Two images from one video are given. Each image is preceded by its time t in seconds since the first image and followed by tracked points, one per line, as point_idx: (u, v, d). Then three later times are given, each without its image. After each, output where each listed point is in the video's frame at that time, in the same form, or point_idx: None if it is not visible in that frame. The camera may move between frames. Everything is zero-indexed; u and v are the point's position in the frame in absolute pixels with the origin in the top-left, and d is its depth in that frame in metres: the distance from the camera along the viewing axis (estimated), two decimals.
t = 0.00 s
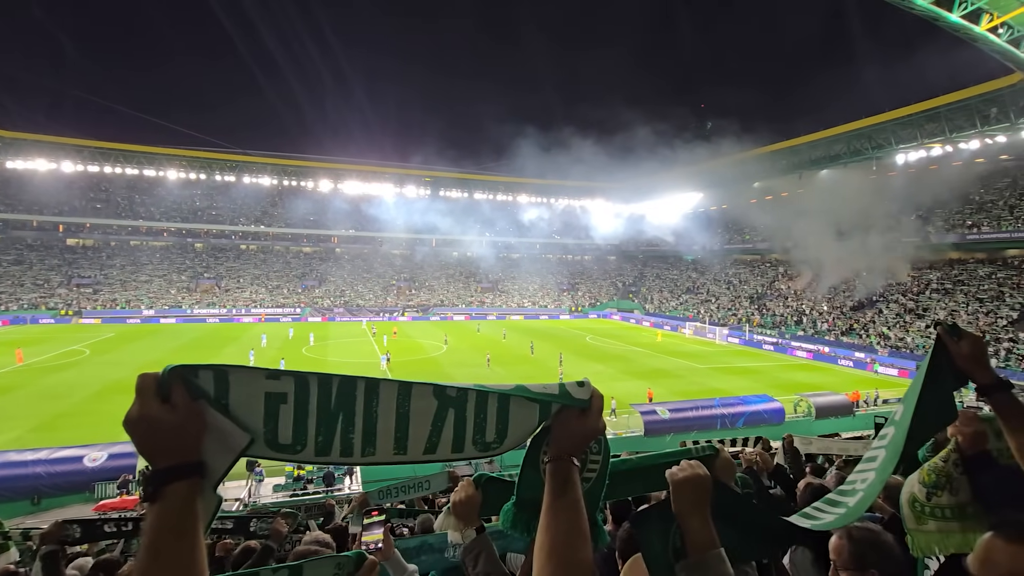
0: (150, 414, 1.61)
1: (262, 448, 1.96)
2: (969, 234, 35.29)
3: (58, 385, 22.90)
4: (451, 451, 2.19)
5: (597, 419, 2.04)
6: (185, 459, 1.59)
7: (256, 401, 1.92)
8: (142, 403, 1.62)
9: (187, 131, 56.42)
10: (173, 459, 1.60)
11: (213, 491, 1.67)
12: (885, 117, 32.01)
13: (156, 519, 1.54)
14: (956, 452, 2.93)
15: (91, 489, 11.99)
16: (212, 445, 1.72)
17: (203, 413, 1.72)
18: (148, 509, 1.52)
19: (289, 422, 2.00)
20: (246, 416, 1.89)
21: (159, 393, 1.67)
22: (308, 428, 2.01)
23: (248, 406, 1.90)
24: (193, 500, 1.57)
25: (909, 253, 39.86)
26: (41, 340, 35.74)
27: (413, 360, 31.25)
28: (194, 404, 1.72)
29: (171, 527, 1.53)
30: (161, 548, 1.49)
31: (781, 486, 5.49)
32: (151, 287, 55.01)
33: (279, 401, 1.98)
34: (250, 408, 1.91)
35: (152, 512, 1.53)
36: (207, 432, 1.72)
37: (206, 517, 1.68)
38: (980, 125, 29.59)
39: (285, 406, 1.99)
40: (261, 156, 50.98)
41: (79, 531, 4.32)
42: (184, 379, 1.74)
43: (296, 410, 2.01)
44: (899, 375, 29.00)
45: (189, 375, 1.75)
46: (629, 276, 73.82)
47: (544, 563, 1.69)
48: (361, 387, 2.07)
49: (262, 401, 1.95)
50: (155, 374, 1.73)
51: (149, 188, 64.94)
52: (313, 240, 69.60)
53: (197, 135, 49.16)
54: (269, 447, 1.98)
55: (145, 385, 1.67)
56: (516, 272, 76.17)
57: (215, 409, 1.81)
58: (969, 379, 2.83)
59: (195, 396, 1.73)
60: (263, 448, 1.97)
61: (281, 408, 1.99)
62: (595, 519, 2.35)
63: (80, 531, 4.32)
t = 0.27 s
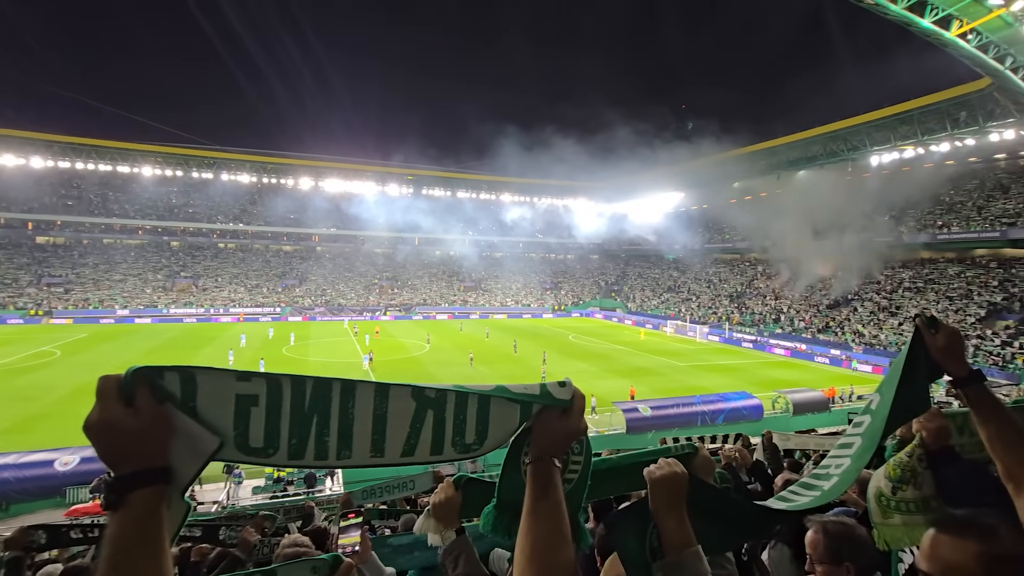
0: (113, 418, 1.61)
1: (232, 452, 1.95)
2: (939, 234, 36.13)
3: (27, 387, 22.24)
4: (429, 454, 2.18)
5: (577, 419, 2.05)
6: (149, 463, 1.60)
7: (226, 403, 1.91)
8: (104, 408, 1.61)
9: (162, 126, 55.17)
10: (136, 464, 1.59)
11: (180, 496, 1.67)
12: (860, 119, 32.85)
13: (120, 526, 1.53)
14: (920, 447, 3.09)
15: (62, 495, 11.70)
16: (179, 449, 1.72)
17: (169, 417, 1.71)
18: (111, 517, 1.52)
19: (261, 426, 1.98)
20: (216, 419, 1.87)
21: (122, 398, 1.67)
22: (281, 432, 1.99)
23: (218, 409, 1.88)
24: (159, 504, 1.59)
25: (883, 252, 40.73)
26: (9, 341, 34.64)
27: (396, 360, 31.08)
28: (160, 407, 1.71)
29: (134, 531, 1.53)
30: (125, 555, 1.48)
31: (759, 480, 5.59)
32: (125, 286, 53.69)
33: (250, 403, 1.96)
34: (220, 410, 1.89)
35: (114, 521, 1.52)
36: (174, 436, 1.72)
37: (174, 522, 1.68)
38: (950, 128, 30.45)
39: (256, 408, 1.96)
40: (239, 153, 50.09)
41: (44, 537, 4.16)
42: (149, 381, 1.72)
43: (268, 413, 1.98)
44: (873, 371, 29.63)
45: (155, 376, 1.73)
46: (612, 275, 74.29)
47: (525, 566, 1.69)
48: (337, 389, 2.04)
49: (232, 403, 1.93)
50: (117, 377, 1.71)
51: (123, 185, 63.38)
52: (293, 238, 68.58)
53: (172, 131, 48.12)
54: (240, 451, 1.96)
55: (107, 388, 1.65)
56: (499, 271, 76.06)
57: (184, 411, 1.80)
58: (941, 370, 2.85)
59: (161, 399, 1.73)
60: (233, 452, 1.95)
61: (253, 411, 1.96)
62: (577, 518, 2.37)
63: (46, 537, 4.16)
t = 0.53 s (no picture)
0: (75, 423, 1.58)
1: (203, 456, 1.92)
2: (913, 234, 37.02)
3: None
4: (410, 457, 2.16)
5: (559, 421, 2.05)
6: (116, 470, 1.60)
7: (197, 406, 1.87)
8: (66, 412, 1.58)
9: (137, 122, 53.93)
10: (100, 472, 1.58)
11: (146, 505, 1.66)
12: (837, 122, 33.67)
13: (83, 534, 1.53)
14: (893, 443, 3.21)
15: (33, 500, 11.39)
16: (145, 456, 1.71)
17: (135, 424, 1.69)
18: (73, 526, 1.51)
19: (234, 429, 1.94)
20: (187, 424, 1.84)
21: (86, 402, 1.64)
22: (255, 435, 1.95)
23: (188, 413, 1.85)
24: (124, 512, 1.57)
25: (858, 252, 41.57)
26: None
27: (378, 359, 30.88)
28: (126, 411, 1.69)
29: (97, 542, 1.53)
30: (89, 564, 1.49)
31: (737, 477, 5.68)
32: (99, 285, 52.34)
33: (222, 406, 1.92)
34: (190, 413, 1.85)
35: (78, 530, 1.52)
36: (141, 441, 1.70)
37: (142, 531, 1.68)
38: (923, 131, 31.26)
39: (229, 412, 1.92)
40: (217, 150, 49.14)
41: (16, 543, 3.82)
42: (115, 384, 1.69)
43: (241, 417, 1.94)
44: (848, 369, 30.30)
45: (120, 380, 1.70)
46: (595, 274, 74.69)
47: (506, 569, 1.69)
48: (313, 391, 2.01)
49: (203, 406, 1.89)
50: (80, 381, 1.69)
51: (96, 181, 61.77)
52: (274, 236, 67.60)
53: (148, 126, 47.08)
54: (212, 455, 1.93)
55: (69, 393, 1.62)
56: (483, 270, 75.92)
57: (151, 416, 1.77)
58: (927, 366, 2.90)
59: (127, 403, 1.70)
60: (204, 457, 1.92)
61: (225, 414, 1.92)
62: (559, 520, 2.38)
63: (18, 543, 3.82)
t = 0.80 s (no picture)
0: (38, 424, 1.56)
1: (175, 458, 1.90)
2: (890, 234, 37.76)
3: None
4: (390, 458, 2.16)
5: (543, 420, 2.06)
6: (82, 473, 1.59)
7: (168, 407, 1.86)
8: (30, 412, 1.56)
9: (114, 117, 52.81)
10: (66, 475, 1.56)
11: (114, 506, 1.64)
12: (818, 124, 34.42)
13: (47, 538, 1.50)
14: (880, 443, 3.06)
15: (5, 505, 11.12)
16: (115, 458, 1.69)
17: (103, 426, 1.68)
18: (36, 531, 1.48)
19: (207, 431, 1.92)
20: (157, 425, 1.83)
21: (50, 401, 1.62)
22: (229, 436, 1.93)
23: (159, 414, 1.84)
24: (90, 515, 1.56)
25: (837, 252, 42.28)
26: None
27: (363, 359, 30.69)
28: (93, 411, 1.68)
29: (63, 546, 1.50)
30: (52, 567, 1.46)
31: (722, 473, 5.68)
32: (75, 284, 51.15)
33: (195, 407, 1.91)
34: (161, 414, 1.84)
35: (41, 535, 1.48)
36: (110, 443, 1.69)
37: (108, 534, 1.66)
38: (900, 134, 31.95)
39: (202, 412, 1.91)
40: (198, 146, 48.35)
41: None
42: (83, 383, 1.67)
43: (215, 419, 1.92)
44: (828, 366, 30.83)
45: (87, 380, 1.69)
46: (580, 274, 74.99)
47: (488, 569, 1.68)
48: (290, 392, 2.00)
49: (175, 408, 1.88)
50: (44, 381, 1.66)
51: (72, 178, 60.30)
52: (256, 235, 66.73)
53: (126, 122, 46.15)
54: (183, 457, 1.91)
55: (31, 393, 1.59)
56: (469, 269, 75.76)
57: (119, 418, 1.75)
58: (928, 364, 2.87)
59: (95, 403, 1.69)
60: (177, 458, 1.90)
61: (198, 415, 1.91)
62: (545, 520, 2.39)
63: None
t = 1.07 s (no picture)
0: (3, 425, 1.54)
1: (146, 460, 1.85)
2: (872, 234, 38.39)
3: None
4: (371, 458, 2.14)
5: (526, 419, 2.07)
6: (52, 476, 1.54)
7: (140, 407, 1.82)
8: None
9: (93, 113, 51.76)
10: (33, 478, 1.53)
11: (84, 510, 1.64)
12: (802, 125, 35.01)
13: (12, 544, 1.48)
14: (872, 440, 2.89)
15: None
16: (83, 460, 1.68)
17: (71, 427, 1.67)
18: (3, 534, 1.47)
19: (182, 430, 1.90)
20: (127, 426, 1.79)
21: (13, 401, 1.58)
22: (204, 437, 1.90)
23: (131, 413, 1.79)
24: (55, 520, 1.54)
25: (820, 251, 42.85)
26: None
27: (349, 358, 30.50)
28: (62, 413, 1.66)
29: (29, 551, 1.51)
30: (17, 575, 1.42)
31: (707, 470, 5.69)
32: (54, 283, 50.06)
33: (169, 407, 1.87)
34: (131, 415, 1.80)
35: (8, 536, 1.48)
36: (78, 444, 1.68)
37: (74, 538, 1.66)
38: (881, 135, 32.57)
39: (176, 413, 1.88)
40: (181, 142, 47.59)
41: None
42: (48, 384, 1.64)
43: (188, 419, 1.90)
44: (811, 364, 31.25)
45: (54, 381, 1.64)
46: (567, 273, 75.20)
47: (472, 568, 1.66)
48: (268, 391, 1.99)
49: (147, 409, 1.84)
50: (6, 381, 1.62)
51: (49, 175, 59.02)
52: (240, 233, 65.91)
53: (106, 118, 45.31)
54: (155, 459, 1.87)
55: None
56: (456, 268, 75.55)
57: (88, 419, 1.72)
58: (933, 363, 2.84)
59: (63, 405, 1.66)
60: (148, 461, 1.86)
61: (171, 415, 1.88)
62: (526, 521, 2.38)
63: None
